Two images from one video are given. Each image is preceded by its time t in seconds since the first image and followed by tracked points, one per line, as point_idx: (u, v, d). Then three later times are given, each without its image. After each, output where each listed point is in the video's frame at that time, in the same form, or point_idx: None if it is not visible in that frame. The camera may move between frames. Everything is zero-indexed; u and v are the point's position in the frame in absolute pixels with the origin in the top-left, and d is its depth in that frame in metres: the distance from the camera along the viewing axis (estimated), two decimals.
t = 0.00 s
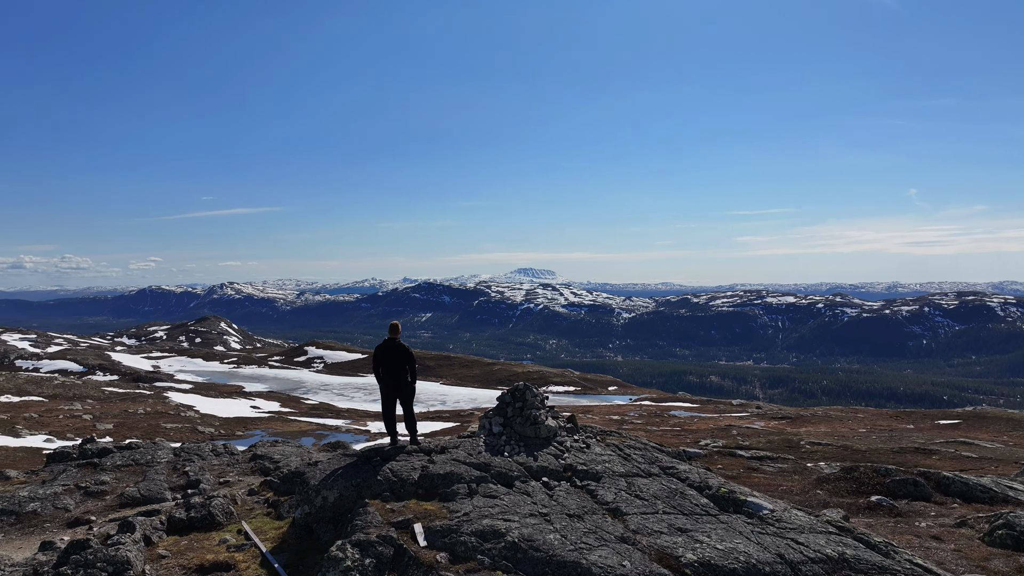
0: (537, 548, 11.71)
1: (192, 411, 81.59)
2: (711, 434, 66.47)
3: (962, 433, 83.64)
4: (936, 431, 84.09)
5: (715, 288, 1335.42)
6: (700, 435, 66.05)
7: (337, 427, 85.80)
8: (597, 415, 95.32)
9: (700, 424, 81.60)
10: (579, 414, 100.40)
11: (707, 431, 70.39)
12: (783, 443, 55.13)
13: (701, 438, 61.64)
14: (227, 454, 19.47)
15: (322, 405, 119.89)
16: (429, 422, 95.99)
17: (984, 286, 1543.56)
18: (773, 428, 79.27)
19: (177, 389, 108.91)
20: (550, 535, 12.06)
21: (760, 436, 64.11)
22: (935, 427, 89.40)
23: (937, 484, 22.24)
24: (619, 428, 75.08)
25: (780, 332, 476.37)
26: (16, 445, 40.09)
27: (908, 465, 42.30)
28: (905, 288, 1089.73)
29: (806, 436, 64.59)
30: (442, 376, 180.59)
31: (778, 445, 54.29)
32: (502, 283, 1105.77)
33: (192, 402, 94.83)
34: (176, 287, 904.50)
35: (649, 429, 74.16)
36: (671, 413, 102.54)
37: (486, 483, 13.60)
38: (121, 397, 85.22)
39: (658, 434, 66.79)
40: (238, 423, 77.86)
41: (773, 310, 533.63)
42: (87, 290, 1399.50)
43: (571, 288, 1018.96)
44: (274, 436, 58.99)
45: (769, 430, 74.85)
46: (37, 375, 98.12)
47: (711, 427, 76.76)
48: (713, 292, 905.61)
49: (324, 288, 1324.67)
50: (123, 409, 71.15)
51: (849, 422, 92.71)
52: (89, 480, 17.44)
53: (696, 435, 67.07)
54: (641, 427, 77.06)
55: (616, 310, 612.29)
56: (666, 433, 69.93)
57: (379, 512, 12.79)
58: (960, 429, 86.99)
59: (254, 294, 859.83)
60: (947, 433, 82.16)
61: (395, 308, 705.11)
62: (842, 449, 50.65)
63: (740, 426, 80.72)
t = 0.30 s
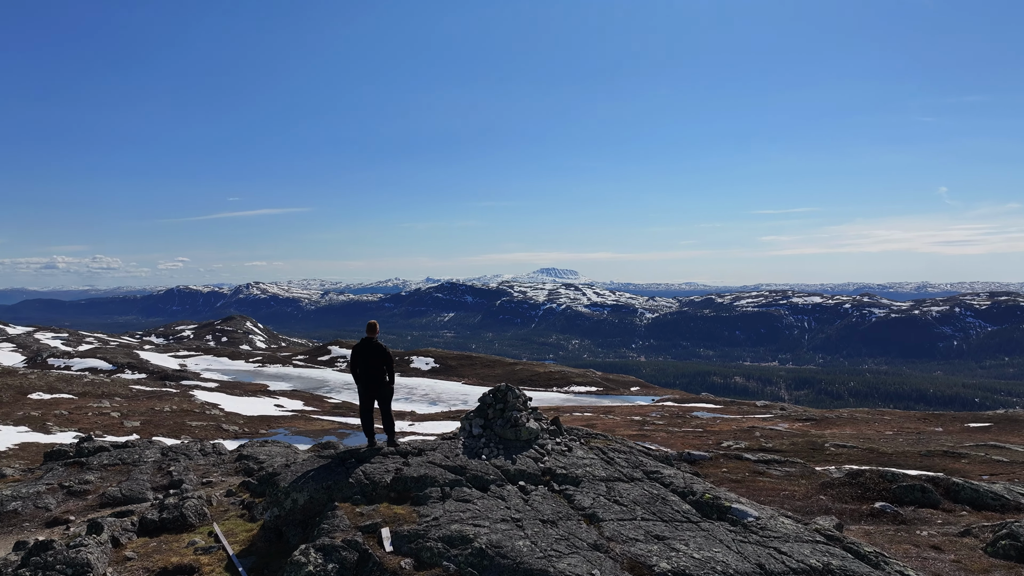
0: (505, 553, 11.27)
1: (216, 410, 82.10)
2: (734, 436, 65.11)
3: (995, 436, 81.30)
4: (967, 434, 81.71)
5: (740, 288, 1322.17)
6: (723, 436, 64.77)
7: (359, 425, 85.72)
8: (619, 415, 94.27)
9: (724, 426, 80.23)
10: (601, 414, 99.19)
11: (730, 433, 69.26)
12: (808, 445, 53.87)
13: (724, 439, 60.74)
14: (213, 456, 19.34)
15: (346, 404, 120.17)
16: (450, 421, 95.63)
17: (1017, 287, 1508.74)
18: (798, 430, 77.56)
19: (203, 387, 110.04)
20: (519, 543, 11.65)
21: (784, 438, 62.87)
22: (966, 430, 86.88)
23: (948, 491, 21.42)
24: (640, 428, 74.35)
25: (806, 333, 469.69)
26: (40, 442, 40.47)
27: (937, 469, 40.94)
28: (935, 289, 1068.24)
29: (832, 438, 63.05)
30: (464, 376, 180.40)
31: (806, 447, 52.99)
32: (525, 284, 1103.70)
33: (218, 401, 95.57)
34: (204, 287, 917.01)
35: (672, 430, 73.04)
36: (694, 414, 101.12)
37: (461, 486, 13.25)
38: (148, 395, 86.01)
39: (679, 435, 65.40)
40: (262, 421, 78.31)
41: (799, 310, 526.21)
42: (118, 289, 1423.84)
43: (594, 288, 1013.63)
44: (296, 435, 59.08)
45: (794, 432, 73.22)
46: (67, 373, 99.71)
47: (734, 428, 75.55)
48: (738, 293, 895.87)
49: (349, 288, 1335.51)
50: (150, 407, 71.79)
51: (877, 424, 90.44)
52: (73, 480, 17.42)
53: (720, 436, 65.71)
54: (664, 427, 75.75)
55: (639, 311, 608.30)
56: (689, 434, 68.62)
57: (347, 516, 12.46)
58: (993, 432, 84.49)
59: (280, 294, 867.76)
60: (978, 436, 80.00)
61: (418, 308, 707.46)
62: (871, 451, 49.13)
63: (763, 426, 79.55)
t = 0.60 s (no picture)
0: (467, 562, 10.88)
1: (240, 408, 82.73)
2: (756, 438, 63.97)
3: None
4: (997, 438, 79.51)
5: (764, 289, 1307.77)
6: (745, 438, 63.63)
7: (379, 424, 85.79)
8: (639, 416, 93.24)
9: (745, 427, 79.01)
10: (622, 415, 98.18)
11: (752, 434, 68.12)
12: (832, 448, 52.62)
13: (746, 441, 59.67)
14: (197, 457, 19.11)
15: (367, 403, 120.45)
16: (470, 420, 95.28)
17: None
18: (821, 432, 76.02)
19: (227, 387, 110.86)
20: (485, 551, 11.22)
21: (807, 440, 61.64)
22: (995, 434, 84.63)
23: (957, 498, 20.64)
24: (660, 428, 73.59)
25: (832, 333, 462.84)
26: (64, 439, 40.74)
27: (963, 473, 39.72)
28: (965, 290, 1047.23)
29: (856, 440, 61.69)
30: (486, 376, 180.14)
31: (830, 449, 51.84)
32: (547, 284, 1102.06)
33: (241, 399, 96.28)
34: (230, 288, 927.90)
35: (693, 431, 71.98)
36: (716, 416, 99.67)
37: (433, 490, 12.87)
38: (174, 394, 86.97)
39: (699, 437, 64.44)
40: (283, 420, 78.60)
41: (825, 311, 518.78)
42: (146, 290, 1448.25)
43: (617, 288, 1008.70)
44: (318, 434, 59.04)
45: (817, 434, 71.72)
46: (95, 372, 101.24)
47: (755, 430, 74.32)
48: (763, 292, 885.36)
49: (371, 288, 1344.93)
50: (175, 405, 72.56)
51: (904, 427, 88.35)
52: (58, 479, 17.31)
53: (741, 438, 64.59)
54: (684, 429, 74.76)
55: (662, 311, 604.20)
56: (710, 436, 67.49)
57: (315, 520, 12.18)
58: None
59: (304, 294, 876.32)
60: (1009, 440, 77.69)
61: (441, 308, 709.67)
62: (896, 454, 47.87)
63: (786, 428, 78.21)
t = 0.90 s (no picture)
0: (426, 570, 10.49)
1: (263, 407, 83.14)
2: (779, 439, 62.78)
3: None
4: None
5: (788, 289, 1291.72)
6: (768, 439, 62.47)
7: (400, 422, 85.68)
8: (660, 417, 92.19)
9: (768, 429, 77.71)
10: (643, 415, 97.25)
11: (775, 436, 67.02)
12: (856, 451, 51.40)
13: (768, 443, 58.69)
14: (182, 458, 18.90)
15: (388, 403, 120.58)
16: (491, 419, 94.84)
17: None
18: (846, 434, 74.44)
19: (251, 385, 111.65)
20: (448, 559, 10.85)
21: (831, 442, 60.32)
22: None
23: (965, 507, 19.83)
24: (682, 429, 72.63)
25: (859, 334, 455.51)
26: (89, 435, 41.16)
27: (992, 477, 38.49)
28: (996, 291, 1026.02)
29: (882, 443, 60.27)
30: (506, 375, 179.66)
31: (854, 452, 50.67)
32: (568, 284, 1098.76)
33: (264, 398, 96.79)
34: (255, 288, 936.83)
35: (714, 432, 70.85)
36: (739, 417, 98.24)
37: (402, 496, 12.49)
38: (198, 392, 87.61)
39: (721, 438, 63.44)
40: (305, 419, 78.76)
41: (852, 311, 510.68)
42: (172, 289, 1468.25)
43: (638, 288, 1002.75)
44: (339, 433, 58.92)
45: (842, 436, 70.20)
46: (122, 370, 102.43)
47: (778, 432, 72.99)
48: (788, 293, 874.15)
49: (394, 288, 1352.35)
50: (199, 403, 73.03)
51: (931, 430, 86.39)
52: (40, 480, 17.14)
53: (764, 440, 63.40)
54: (706, 430, 73.70)
55: (684, 311, 599.37)
56: (732, 437, 66.33)
57: (278, 525, 11.87)
58: None
59: (327, 294, 882.56)
60: None
61: (463, 308, 710.50)
62: (922, 457, 46.55)
63: (810, 430, 76.80)
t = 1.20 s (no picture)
0: None
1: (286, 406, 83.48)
2: (801, 442, 61.55)
3: None
4: None
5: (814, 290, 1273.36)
6: (790, 442, 61.26)
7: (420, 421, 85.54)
8: (682, 418, 91.18)
9: (791, 430, 76.31)
10: (664, 416, 96.30)
11: (798, 438, 65.75)
12: (881, 454, 50.04)
13: (791, 445, 57.54)
14: (167, 459, 18.76)
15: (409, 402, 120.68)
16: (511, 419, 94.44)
17: None
18: (871, 437, 72.70)
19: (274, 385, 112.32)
20: (407, 567, 10.45)
21: (855, 445, 58.87)
22: None
23: (973, 516, 18.99)
24: (703, 431, 71.56)
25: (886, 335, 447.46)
26: (114, 432, 41.45)
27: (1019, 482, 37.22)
28: None
29: (907, 446, 58.78)
30: (527, 376, 178.90)
31: (878, 455, 49.34)
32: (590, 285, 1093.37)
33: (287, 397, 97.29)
34: (279, 288, 944.39)
35: (735, 434, 69.70)
36: (762, 419, 96.71)
37: (367, 501, 12.10)
38: (222, 390, 88.32)
39: (742, 440, 62.40)
40: (327, 417, 78.98)
41: (879, 312, 501.42)
42: (199, 289, 1488.41)
43: (661, 288, 994.64)
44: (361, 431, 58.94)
45: (867, 438, 68.64)
46: (148, 368, 103.65)
47: (801, 434, 71.58)
48: (813, 293, 861.49)
49: (416, 288, 1358.98)
50: (223, 402, 73.51)
51: (959, 433, 84.24)
52: (24, 480, 17.07)
53: (786, 442, 62.27)
54: (727, 431, 72.60)
55: (707, 311, 593.83)
56: (753, 439, 65.21)
57: (238, 529, 11.59)
58: None
59: (350, 294, 887.30)
60: None
61: (484, 308, 710.31)
62: (949, 461, 45.17)
63: (834, 433, 75.17)
